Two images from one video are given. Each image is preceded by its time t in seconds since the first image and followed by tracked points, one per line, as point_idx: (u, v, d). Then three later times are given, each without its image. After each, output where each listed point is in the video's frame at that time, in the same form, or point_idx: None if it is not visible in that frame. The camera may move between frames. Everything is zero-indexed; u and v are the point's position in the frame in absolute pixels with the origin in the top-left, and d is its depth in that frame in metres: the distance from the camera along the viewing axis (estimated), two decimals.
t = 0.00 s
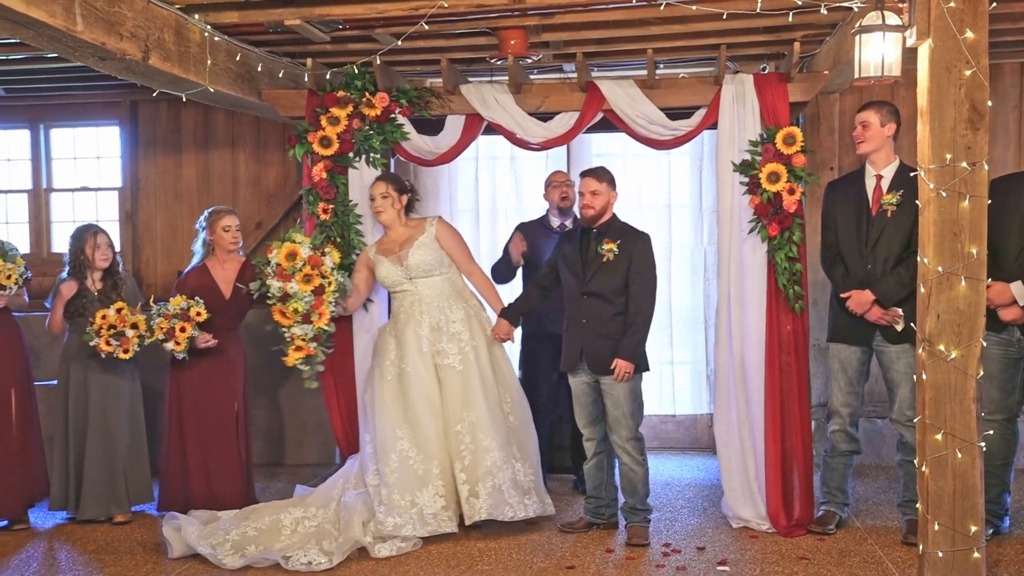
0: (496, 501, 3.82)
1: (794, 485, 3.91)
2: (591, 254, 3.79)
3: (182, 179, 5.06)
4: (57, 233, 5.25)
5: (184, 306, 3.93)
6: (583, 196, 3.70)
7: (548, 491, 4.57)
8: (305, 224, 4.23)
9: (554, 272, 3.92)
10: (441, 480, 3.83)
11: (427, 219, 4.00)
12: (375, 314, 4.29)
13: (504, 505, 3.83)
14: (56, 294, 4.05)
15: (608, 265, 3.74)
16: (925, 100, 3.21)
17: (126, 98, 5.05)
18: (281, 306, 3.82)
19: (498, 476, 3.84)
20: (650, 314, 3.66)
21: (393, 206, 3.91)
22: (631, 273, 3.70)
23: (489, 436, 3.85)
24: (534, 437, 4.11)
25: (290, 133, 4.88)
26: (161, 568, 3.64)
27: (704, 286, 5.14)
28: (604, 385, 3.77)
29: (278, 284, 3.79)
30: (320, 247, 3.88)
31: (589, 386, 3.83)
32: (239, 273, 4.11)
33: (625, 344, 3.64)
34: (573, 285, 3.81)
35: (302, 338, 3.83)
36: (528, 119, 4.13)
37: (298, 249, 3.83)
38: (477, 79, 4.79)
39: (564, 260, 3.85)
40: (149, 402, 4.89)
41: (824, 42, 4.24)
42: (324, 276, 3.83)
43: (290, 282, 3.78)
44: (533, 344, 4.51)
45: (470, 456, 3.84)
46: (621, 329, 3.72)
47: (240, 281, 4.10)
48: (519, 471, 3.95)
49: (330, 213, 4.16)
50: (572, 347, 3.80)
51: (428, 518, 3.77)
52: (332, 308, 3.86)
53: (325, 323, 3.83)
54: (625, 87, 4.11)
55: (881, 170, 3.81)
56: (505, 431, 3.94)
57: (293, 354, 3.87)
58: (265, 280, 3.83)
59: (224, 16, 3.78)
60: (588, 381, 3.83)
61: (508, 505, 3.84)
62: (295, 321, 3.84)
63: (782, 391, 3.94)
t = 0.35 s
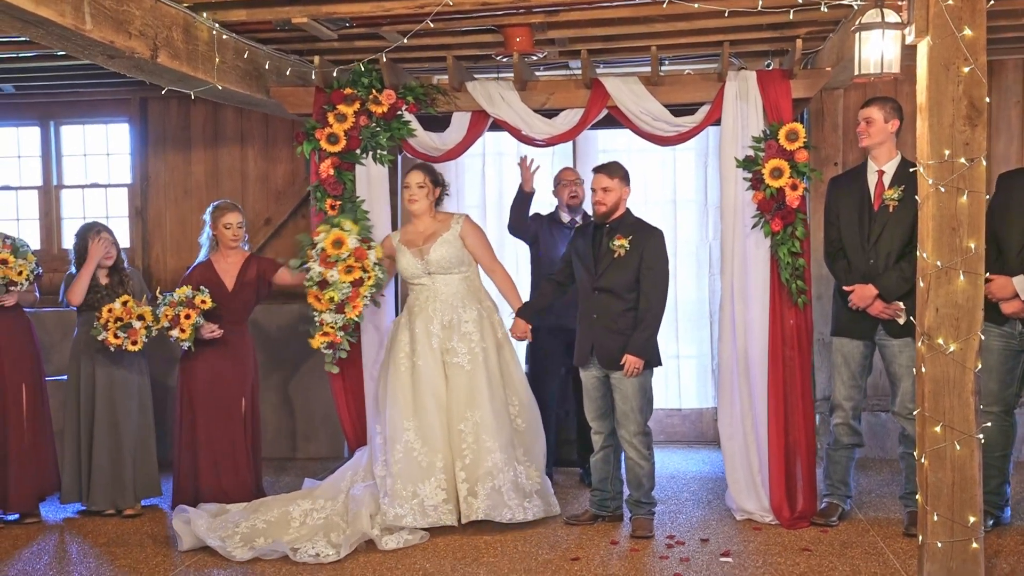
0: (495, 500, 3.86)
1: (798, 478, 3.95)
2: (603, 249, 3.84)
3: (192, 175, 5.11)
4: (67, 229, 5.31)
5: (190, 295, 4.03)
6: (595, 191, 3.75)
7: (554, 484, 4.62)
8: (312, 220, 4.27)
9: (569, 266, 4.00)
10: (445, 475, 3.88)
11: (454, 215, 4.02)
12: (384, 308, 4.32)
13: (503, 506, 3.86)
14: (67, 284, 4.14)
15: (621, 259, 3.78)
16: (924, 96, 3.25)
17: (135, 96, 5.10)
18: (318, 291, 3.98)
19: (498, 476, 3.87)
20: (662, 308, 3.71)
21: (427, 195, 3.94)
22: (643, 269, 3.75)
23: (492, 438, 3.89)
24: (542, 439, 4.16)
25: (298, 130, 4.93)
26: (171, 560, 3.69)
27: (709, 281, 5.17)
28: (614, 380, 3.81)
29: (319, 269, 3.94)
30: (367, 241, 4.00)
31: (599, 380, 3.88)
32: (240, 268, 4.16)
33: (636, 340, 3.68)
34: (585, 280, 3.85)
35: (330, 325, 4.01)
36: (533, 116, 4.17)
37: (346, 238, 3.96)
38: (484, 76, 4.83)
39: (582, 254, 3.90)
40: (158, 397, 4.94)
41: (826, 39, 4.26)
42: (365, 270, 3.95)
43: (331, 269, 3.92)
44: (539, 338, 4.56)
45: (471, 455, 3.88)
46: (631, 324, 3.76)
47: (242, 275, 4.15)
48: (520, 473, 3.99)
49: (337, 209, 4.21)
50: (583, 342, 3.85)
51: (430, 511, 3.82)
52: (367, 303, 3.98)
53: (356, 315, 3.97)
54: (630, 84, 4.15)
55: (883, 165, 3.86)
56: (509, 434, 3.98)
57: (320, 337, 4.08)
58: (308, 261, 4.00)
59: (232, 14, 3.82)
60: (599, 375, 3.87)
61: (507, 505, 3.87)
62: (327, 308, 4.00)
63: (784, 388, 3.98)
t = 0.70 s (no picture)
0: (497, 497, 3.93)
1: (791, 471, 4.01)
2: (608, 246, 3.89)
3: (192, 173, 5.15)
4: (68, 228, 5.34)
5: (199, 287, 4.07)
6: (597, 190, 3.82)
7: (552, 479, 4.67)
8: (312, 218, 4.31)
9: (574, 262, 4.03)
10: (451, 470, 3.93)
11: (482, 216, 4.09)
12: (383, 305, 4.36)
13: (504, 505, 3.94)
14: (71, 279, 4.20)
15: (622, 257, 3.82)
16: (914, 96, 3.31)
17: (135, 95, 5.13)
18: (399, 297, 3.81)
19: (501, 474, 3.95)
20: (663, 306, 3.73)
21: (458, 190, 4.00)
22: (644, 266, 3.78)
23: (498, 436, 3.96)
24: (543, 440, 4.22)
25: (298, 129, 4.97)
26: (173, 555, 3.73)
27: (705, 278, 5.23)
28: (615, 376, 3.86)
29: (398, 276, 3.78)
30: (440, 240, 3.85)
31: (601, 377, 3.93)
32: (228, 260, 4.26)
33: (635, 338, 3.71)
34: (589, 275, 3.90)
35: (419, 330, 3.82)
36: (531, 115, 4.21)
37: (419, 240, 3.82)
38: (482, 75, 4.88)
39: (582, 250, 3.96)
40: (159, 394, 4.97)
41: (820, 39, 4.32)
42: (441, 270, 3.81)
43: (411, 276, 3.76)
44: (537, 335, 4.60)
45: (477, 452, 3.94)
46: (631, 321, 3.80)
47: (230, 267, 4.25)
48: (522, 474, 4.07)
49: (337, 207, 4.25)
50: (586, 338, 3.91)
51: (435, 506, 3.87)
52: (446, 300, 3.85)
53: (440, 313, 3.83)
54: (626, 83, 4.19)
55: (876, 163, 3.91)
56: (513, 433, 4.06)
57: (406, 345, 3.86)
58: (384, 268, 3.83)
59: (233, 14, 3.86)
60: (601, 371, 3.93)
61: (507, 504, 3.94)
62: (410, 314, 3.83)
63: (778, 386, 4.03)
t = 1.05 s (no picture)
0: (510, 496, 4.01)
1: (776, 471, 4.09)
2: (605, 247, 3.96)
3: (186, 173, 5.20)
4: (62, 226, 5.37)
5: (204, 269, 4.09)
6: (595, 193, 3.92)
7: (541, 478, 4.74)
8: (306, 218, 4.37)
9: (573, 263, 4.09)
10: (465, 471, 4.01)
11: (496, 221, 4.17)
12: (375, 306, 4.41)
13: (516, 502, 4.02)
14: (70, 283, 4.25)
15: (617, 258, 3.90)
16: (895, 104, 3.41)
17: (131, 95, 5.18)
18: (423, 298, 3.94)
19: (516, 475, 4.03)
20: (653, 308, 3.80)
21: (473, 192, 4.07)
22: (637, 267, 3.85)
23: (512, 437, 4.05)
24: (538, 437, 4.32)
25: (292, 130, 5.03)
26: (167, 550, 3.78)
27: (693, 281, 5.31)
28: (607, 376, 3.95)
29: (422, 276, 3.93)
30: (468, 242, 3.97)
31: (592, 376, 4.01)
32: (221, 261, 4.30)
33: (624, 339, 3.78)
34: (587, 272, 3.98)
35: (443, 330, 3.90)
36: (523, 118, 4.28)
37: (444, 243, 3.95)
38: (475, 80, 4.94)
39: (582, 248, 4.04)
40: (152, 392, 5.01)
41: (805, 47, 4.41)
42: (467, 270, 3.92)
43: (434, 274, 3.90)
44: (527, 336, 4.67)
45: (491, 453, 4.02)
46: (622, 322, 3.87)
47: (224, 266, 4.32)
48: (531, 472, 4.15)
49: (331, 208, 4.32)
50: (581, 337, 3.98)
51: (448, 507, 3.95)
52: (475, 304, 3.94)
53: (468, 317, 3.91)
54: (616, 88, 4.27)
55: (863, 167, 4.00)
56: (519, 434, 4.14)
57: (437, 350, 3.95)
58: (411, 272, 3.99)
59: (229, 16, 3.92)
60: (592, 370, 4.01)
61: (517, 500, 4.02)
62: (437, 315, 3.94)
63: (763, 387, 4.12)
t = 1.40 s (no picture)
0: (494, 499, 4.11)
1: (746, 472, 4.24)
2: (594, 256, 4.08)
3: (173, 176, 5.28)
4: (49, 227, 5.43)
5: (208, 269, 4.22)
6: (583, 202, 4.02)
7: (519, 477, 4.87)
8: (292, 222, 4.48)
9: (560, 270, 4.19)
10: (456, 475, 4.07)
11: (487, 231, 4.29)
12: (359, 307, 4.52)
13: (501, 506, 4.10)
14: (59, 280, 4.30)
15: (610, 265, 4.03)
16: (861, 121, 3.58)
17: (119, 98, 5.26)
18: (431, 311, 4.00)
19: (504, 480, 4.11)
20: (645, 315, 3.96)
21: (468, 200, 4.17)
22: (629, 276, 4.01)
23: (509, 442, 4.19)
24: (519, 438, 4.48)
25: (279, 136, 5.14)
26: (154, 545, 3.86)
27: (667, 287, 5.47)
28: (591, 378, 4.07)
29: (431, 289, 4.00)
30: (474, 259, 4.09)
31: (574, 378, 4.13)
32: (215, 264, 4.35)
33: (619, 346, 3.93)
34: (577, 279, 4.10)
35: (452, 341, 3.95)
36: (504, 128, 4.43)
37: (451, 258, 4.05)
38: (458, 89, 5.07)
39: (571, 255, 4.14)
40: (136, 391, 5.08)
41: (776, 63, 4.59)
42: (474, 285, 4.02)
43: (443, 287, 3.99)
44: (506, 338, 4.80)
45: (494, 458, 4.13)
46: (613, 329, 4.02)
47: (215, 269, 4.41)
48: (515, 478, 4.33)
49: (317, 213, 4.43)
50: (568, 342, 4.09)
51: (433, 513, 4.02)
52: (480, 317, 4.03)
53: (474, 330, 3.99)
54: (595, 100, 4.42)
55: (830, 179, 4.18)
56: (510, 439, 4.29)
57: (443, 362, 3.99)
58: (418, 285, 4.06)
59: (220, 25, 4.00)
60: (575, 373, 4.12)
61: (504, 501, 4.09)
62: (444, 327, 3.99)
63: (734, 389, 4.26)
